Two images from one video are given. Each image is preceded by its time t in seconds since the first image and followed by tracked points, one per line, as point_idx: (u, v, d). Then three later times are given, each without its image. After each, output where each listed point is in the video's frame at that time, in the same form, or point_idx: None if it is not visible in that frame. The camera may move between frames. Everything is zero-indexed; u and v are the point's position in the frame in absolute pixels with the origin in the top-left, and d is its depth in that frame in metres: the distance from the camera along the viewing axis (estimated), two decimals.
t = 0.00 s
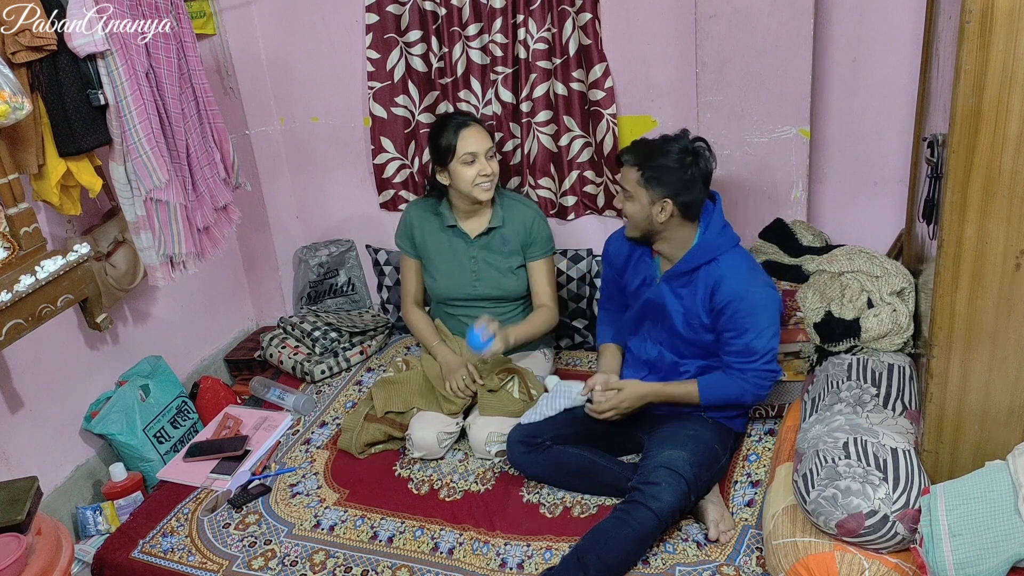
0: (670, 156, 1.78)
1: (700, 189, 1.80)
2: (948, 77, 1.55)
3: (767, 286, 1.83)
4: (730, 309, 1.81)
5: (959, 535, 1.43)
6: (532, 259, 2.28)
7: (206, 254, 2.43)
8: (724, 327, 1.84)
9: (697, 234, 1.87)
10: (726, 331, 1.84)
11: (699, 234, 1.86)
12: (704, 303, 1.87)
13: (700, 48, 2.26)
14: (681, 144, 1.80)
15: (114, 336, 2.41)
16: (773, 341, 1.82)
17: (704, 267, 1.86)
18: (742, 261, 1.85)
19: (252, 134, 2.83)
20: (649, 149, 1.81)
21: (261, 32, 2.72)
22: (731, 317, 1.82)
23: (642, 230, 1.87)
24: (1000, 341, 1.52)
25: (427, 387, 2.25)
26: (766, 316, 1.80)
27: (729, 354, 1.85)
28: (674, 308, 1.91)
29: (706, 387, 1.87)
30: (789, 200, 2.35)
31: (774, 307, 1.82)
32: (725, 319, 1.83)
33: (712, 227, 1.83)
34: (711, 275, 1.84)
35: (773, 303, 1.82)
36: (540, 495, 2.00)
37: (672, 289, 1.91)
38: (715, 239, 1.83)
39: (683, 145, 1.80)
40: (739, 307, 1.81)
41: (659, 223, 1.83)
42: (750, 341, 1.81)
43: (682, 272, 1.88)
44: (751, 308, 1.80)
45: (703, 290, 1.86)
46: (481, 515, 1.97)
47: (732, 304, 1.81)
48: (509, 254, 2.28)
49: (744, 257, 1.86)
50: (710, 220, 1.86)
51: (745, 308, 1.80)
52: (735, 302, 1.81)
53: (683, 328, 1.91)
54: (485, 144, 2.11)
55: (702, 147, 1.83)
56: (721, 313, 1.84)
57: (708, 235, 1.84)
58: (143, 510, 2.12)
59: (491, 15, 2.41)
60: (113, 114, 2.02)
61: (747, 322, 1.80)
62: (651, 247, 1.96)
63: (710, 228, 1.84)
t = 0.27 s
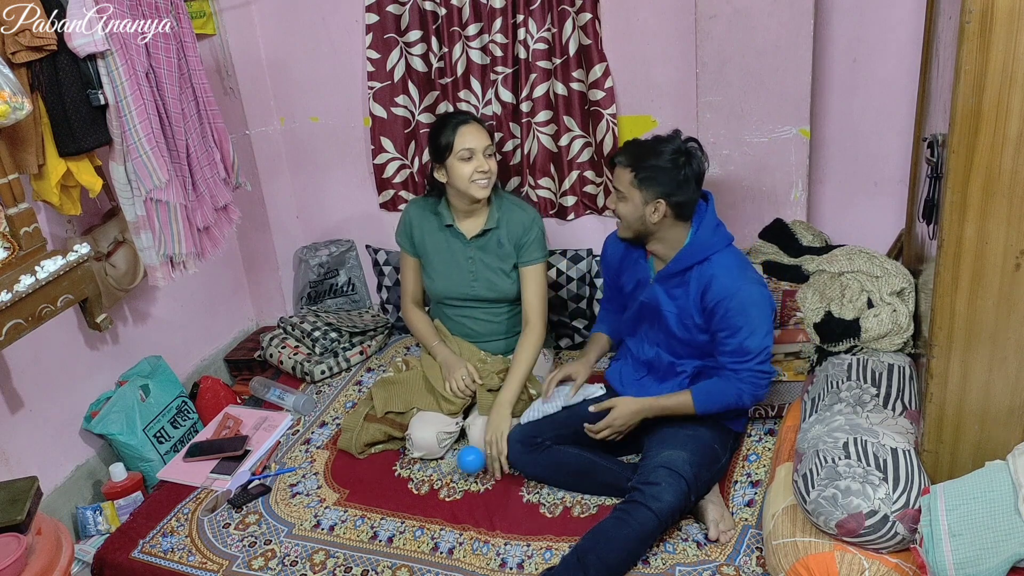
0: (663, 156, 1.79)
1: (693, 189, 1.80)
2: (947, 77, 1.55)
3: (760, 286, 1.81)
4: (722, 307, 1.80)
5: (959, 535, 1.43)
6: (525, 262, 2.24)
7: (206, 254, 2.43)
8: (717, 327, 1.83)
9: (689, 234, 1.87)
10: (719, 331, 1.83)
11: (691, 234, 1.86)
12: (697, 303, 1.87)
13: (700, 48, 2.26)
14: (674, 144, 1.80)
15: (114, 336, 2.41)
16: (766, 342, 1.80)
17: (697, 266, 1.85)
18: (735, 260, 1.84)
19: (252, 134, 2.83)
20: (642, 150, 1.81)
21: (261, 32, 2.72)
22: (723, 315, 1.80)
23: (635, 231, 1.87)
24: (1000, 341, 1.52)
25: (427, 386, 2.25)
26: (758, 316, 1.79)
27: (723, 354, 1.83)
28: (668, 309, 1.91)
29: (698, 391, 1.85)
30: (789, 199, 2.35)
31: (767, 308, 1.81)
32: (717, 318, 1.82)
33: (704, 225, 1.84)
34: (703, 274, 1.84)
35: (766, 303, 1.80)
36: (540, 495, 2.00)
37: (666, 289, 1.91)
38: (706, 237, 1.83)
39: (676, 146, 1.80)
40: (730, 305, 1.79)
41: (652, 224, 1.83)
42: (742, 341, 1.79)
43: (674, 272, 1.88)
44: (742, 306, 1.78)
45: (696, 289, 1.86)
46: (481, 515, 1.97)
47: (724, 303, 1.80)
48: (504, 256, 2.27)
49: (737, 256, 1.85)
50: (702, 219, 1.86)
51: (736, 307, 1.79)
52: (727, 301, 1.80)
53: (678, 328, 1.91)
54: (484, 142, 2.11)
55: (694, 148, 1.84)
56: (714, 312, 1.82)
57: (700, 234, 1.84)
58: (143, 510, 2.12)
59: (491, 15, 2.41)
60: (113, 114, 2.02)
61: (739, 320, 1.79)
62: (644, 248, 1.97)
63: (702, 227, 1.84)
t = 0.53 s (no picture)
0: (664, 155, 1.79)
1: (693, 189, 1.80)
2: (947, 77, 1.55)
3: (757, 286, 1.81)
4: (719, 306, 1.80)
5: (959, 535, 1.43)
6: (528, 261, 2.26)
7: (206, 254, 2.43)
8: (713, 327, 1.82)
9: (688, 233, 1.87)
10: (715, 330, 1.82)
11: (690, 233, 1.86)
12: (695, 303, 1.87)
13: (700, 48, 2.26)
14: (675, 143, 1.80)
15: (114, 336, 2.41)
16: (763, 343, 1.79)
17: (695, 266, 1.85)
18: (732, 260, 1.84)
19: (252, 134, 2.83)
20: (643, 148, 1.81)
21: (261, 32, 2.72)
22: (720, 314, 1.80)
23: (634, 229, 1.86)
24: (1000, 341, 1.52)
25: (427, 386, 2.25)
26: (754, 316, 1.78)
27: (718, 355, 1.83)
28: (667, 308, 1.92)
29: (693, 393, 1.84)
30: (789, 200, 2.35)
31: (764, 308, 1.80)
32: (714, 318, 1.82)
33: (702, 224, 1.84)
34: (701, 272, 1.84)
35: (763, 304, 1.80)
36: (540, 495, 2.00)
37: (665, 288, 1.92)
38: (705, 237, 1.83)
39: (677, 145, 1.80)
40: (727, 304, 1.79)
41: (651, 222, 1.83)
42: (737, 342, 1.79)
43: (673, 271, 1.88)
44: (739, 306, 1.78)
45: (694, 288, 1.86)
46: (481, 515, 1.97)
47: (720, 302, 1.80)
48: (503, 257, 2.27)
49: (735, 256, 1.85)
50: (701, 218, 1.87)
51: (732, 306, 1.78)
52: (723, 300, 1.80)
53: (676, 328, 1.91)
54: (484, 146, 2.11)
55: (695, 147, 1.84)
56: (711, 311, 1.82)
57: (698, 233, 1.84)
58: (143, 510, 2.12)
59: (491, 15, 2.41)
60: (113, 114, 2.02)
61: (734, 320, 1.78)
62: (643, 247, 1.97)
63: (701, 226, 1.85)
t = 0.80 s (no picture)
0: (653, 161, 1.76)
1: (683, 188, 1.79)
2: (947, 77, 1.55)
3: (757, 284, 1.81)
4: (720, 305, 1.80)
5: (959, 535, 1.43)
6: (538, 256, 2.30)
7: (206, 254, 2.43)
8: (715, 326, 1.82)
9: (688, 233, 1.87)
10: (716, 329, 1.82)
11: (690, 233, 1.86)
12: (696, 302, 1.87)
13: (700, 48, 2.26)
14: (654, 146, 1.78)
15: (114, 336, 2.41)
16: (763, 341, 1.79)
17: (696, 265, 1.85)
18: (733, 259, 1.84)
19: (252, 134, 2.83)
20: (630, 156, 1.78)
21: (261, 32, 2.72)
22: (721, 312, 1.80)
23: (646, 239, 1.83)
24: (1000, 341, 1.51)
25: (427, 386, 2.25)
26: (756, 314, 1.78)
27: (718, 355, 1.82)
28: (668, 308, 1.91)
29: (693, 394, 1.84)
30: (789, 200, 2.35)
31: (765, 306, 1.81)
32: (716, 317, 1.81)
33: (702, 225, 1.83)
34: (702, 272, 1.84)
35: (764, 303, 1.80)
36: (540, 495, 2.00)
37: (665, 288, 1.91)
38: (705, 236, 1.83)
39: (657, 147, 1.77)
40: (729, 302, 1.79)
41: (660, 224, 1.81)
42: (738, 340, 1.79)
43: (673, 272, 1.88)
44: (741, 304, 1.78)
45: (696, 287, 1.85)
46: (481, 515, 1.97)
47: (722, 300, 1.80)
48: (506, 256, 2.28)
49: (735, 255, 1.85)
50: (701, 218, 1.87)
51: (734, 304, 1.78)
52: (724, 299, 1.80)
53: (678, 327, 1.91)
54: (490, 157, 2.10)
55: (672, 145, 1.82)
56: (712, 310, 1.82)
57: (698, 233, 1.84)
58: (143, 510, 2.12)
59: (491, 15, 2.42)
60: (113, 114, 2.02)
61: (736, 318, 1.78)
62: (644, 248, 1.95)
63: (702, 225, 1.84)
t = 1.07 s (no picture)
0: (636, 176, 1.75)
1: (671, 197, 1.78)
2: (948, 77, 1.55)
3: (751, 283, 1.82)
4: (718, 306, 1.80)
5: (959, 535, 1.43)
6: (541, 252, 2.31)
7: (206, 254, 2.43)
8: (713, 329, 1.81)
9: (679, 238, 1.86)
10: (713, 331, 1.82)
11: (680, 238, 1.85)
12: (692, 306, 1.86)
13: (700, 48, 2.26)
14: (635, 159, 1.76)
15: (114, 336, 2.41)
16: (759, 339, 1.80)
17: (690, 269, 1.85)
18: (726, 259, 1.84)
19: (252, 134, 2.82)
20: (610, 173, 1.76)
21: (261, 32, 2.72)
22: (719, 313, 1.80)
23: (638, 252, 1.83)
24: (1000, 341, 1.52)
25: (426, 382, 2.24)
26: (753, 314, 1.79)
27: (716, 358, 1.82)
28: (665, 314, 1.91)
29: (694, 403, 1.81)
30: (789, 200, 2.35)
31: (760, 304, 1.81)
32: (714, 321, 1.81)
33: (691, 231, 1.82)
34: (697, 275, 1.83)
35: (760, 301, 1.81)
36: (540, 495, 2.01)
37: (660, 295, 1.91)
38: (697, 240, 1.83)
39: (637, 159, 1.76)
40: (726, 303, 1.79)
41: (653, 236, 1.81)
42: (735, 342, 1.78)
43: (666, 280, 1.87)
44: (739, 304, 1.78)
45: (693, 291, 1.85)
46: (481, 514, 1.97)
47: (719, 302, 1.80)
48: (510, 253, 2.28)
49: (728, 255, 1.85)
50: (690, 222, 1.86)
51: (733, 306, 1.78)
52: (721, 300, 1.79)
53: (675, 333, 1.91)
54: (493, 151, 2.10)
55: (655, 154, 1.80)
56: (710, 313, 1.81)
57: (689, 238, 1.83)
58: (143, 510, 2.12)
59: (491, 15, 2.42)
60: (113, 114, 2.02)
61: (734, 320, 1.78)
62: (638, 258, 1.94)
63: (691, 230, 1.83)
